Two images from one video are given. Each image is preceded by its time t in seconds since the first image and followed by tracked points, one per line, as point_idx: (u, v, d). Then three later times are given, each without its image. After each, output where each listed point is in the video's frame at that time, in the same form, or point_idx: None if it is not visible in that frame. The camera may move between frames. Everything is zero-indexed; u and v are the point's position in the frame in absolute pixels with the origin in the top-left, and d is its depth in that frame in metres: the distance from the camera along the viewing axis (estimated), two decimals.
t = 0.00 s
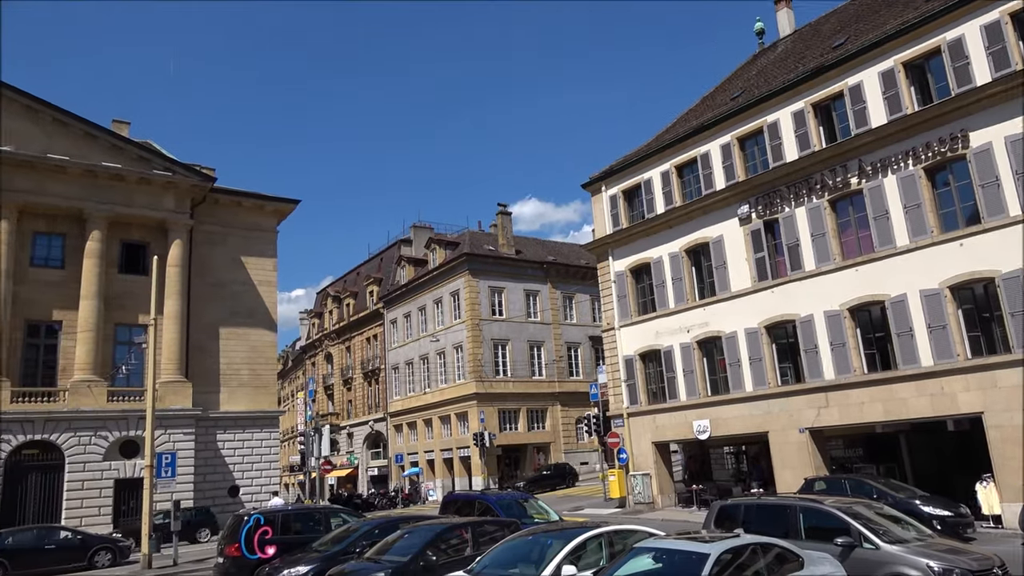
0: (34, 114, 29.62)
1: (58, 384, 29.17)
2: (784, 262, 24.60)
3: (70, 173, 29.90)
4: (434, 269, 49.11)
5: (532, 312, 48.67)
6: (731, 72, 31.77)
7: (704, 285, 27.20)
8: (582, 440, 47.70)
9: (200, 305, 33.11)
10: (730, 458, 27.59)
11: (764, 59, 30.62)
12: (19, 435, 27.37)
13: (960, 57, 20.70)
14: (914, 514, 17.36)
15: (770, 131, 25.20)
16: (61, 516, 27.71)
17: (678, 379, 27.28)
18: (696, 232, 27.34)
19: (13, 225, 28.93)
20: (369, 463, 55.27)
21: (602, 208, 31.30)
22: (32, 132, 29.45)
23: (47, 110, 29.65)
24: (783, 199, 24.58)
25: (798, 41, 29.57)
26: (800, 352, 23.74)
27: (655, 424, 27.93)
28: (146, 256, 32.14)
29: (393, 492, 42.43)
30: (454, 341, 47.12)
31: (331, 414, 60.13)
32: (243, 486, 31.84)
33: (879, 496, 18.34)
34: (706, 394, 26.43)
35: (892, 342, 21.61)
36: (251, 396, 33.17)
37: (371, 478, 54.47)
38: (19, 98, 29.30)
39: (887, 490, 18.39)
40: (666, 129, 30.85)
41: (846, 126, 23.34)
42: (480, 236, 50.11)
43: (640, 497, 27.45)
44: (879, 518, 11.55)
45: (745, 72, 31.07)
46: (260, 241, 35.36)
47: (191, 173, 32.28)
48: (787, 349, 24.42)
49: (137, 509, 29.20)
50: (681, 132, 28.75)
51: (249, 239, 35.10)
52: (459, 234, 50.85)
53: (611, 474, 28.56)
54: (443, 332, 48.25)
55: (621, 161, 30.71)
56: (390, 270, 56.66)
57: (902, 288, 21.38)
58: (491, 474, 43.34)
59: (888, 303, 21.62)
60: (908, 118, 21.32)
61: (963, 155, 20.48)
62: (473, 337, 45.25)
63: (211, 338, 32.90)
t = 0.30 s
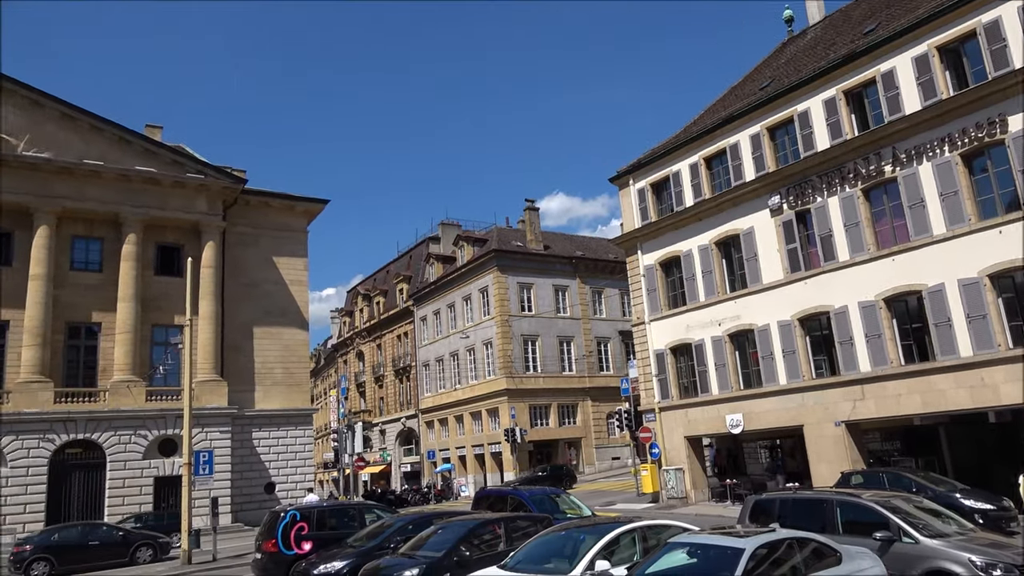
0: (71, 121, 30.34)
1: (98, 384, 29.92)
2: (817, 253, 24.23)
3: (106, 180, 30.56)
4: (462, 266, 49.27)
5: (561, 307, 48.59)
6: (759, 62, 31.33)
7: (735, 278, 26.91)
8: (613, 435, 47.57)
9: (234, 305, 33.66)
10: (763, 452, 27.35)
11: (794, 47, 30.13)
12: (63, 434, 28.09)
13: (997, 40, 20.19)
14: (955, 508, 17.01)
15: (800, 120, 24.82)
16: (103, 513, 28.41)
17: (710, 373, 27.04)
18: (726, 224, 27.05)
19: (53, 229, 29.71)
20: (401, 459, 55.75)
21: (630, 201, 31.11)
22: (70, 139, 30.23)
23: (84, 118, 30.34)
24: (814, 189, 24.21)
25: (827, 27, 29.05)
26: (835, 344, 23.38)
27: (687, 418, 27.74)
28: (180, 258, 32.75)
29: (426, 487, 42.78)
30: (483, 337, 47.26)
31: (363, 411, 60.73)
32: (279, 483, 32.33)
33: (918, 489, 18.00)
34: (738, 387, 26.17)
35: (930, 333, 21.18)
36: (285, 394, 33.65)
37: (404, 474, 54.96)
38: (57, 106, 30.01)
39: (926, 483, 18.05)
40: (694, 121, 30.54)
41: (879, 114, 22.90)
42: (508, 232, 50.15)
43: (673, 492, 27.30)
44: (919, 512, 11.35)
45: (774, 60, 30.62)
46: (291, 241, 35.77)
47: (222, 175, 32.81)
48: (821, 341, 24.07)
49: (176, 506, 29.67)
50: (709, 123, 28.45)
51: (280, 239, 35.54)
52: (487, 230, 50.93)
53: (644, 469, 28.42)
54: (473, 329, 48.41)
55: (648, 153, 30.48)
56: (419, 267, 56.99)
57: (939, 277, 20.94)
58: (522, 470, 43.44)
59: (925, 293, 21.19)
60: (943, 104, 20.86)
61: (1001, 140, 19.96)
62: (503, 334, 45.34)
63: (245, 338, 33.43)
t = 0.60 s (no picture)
0: (111, 129, 31.07)
1: (142, 385, 30.66)
2: (855, 243, 23.77)
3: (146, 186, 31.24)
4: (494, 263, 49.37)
5: (594, 302, 48.41)
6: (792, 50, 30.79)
7: (770, 270, 26.53)
8: (648, 430, 47.31)
9: (271, 306, 34.22)
10: (802, 447, 26.81)
11: (828, 34, 29.55)
12: (109, 433, 28.84)
13: None
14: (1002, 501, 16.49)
15: (836, 108, 24.36)
16: (149, 510, 29.12)
17: (746, 367, 26.72)
18: (760, 215, 26.68)
19: (96, 235, 30.52)
20: (437, 456, 56.19)
21: (662, 194, 30.87)
22: (110, 146, 30.96)
23: (123, 126, 31.03)
24: (851, 178, 23.75)
25: (863, 12, 28.43)
26: (876, 336, 22.93)
27: (724, 412, 27.46)
28: (218, 260, 33.38)
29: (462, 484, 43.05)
30: (517, 334, 47.32)
31: (399, 408, 61.29)
32: (317, 480, 32.80)
33: (964, 483, 17.52)
34: (776, 381, 25.82)
35: (974, 323, 20.66)
36: (322, 392, 34.11)
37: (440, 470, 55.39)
38: (98, 114, 30.73)
39: (972, 477, 17.53)
40: (726, 111, 30.15)
41: (917, 99, 22.36)
42: (540, 228, 50.13)
43: (710, 487, 27.06)
44: (966, 506, 11.07)
45: (808, 48, 30.07)
46: (325, 241, 36.19)
47: (257, 178, 33.35)
48: (861, 332, 23.62)
49: (218, 504, 30.27)
50: (742, 113, 28.06)
51: (315, 240, 36.00)
52: (518, 227, 50.95)
53: (680, 464, 28.21)
54: (506, 325, 48.50)
55: (680, 146, 30.21)
56: (451, 265, 57.29)
57: (982, 265, 20.39)
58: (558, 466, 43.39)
59: (968, 282, 20.67)
60: (984, 88, 20.29)
61: None
62: (536, 330, 45.35)
63: (282, 338, 33.97)
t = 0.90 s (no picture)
0: (142, 131, 31.61)
1: (173, 382, 31.18)
2: (886, 237, 23.36)
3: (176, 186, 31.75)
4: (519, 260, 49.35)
5: (619, 299, 48.19)
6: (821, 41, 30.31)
7: (799, 265, 26.18)
8: (675, 427, 47.08)
9: (298, 304, 34.61)
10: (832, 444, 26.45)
11: (858, 25, 29.05)
12: (142, 430, 29.39)
13: None
14: None
15: (865, 100, 23.95)
16: (180, 505, 29.60)
17: (775, 364, 26.42)
18: (789, 210, 26.32)
19: (128, 235, 31.11)
20: (463, 452, 56.45)
21: (688, 189, 30.62)
22: (141, 148, 31.50)
23: (153, 127, 31.54)
24: (882, 171, 23.34)
25: (894, 2, 27.89)
26: (907, 332, 22.53)
27: (751, 410, 27.19)
28: (247, 259, 33.83)
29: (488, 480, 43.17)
30: (542, 331, 47.30)
31: (425, 405, 61.64)
32: (345, 476, 33.12)
33: (998, 481, 17.03)
34: (805, 377, 25.50)
35: (1009, 318, 20.20)
36: (349, 389, 34.42)
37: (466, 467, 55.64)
38: (128, 117, 31.24)
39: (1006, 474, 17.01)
40: (753, 105, 29.79)
41: (950, 90, 21.90)
42: (564, 225, 50.00)
43: (738, 484, 26.86)
44: (1001, 505, 10.85)
45: (837, 39, 29.58)
46: (352, 240, 36.47)
47: (284, 177, 33.72)
48: (893, 328, 23.23)
49: (248, 499, 30.70)
50: (769, 106, 27.70)
51: (341, 238, 36.30)
52: (543, 224, 50.87)
53: (708, 461, 28.03)
54: (531, 322, 48.48)
55: (706, 141, 29.93)
56: (477, 262, 57.42)
57: (1018, 260, 19.93)
58: (584, 463, 43.33)
59: (1003, 276, 20.21)
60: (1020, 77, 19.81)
61: None
62: (561, 327, 45.27)
63: (309, 335, 34.34)
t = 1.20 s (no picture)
0: (164, 132, 31.97)
1: (196, 380, 31.52)
2: (909, 232, 23.05)
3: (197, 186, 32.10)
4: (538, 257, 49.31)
5: (639, 296, 47.98)
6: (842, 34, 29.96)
7: (821, 261, 25.90)
8: (695, 424, 46.85)
9: (318, 302, 34.84)
10: (855, 441, 26.16)
11: (880, 17, 28.68)
12: (166, 427, 29.77)
13: None
14: None
15: (888, 93, 23.64)
16: (204, 501, 29.94)
17: (796, 360, 26.18)
18: (810, 205, 26.05)
19: (151, 235, 31.50)
20: (483, 450, 56.56)
21: (708, 185, 30.41)
22: (163, 149, 31.86)
23: (175, 128, 31.90)
24: (905, 165, 23.03)
25: None
26: (932, 328, 22.23)
27: (773, 407, 26.98)
28: (267, 257, 34.12)
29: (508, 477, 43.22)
30: (561, 328, 47.23)
31: (444, 402, 61.83)
32: (366, 473, 33.32)
33: None
34: (827, 374, 25.25)
35: None
36: (369, 387, 34.61)
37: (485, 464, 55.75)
38: (150, 118, 31.61)
39: None
40: (773, 100, 29.51)
41: (975, 82, 21.56)
42: (583, 222, 49.88)
43: (760, 482, 26.71)
44: None
45: (859, 32, 29.22)
46: (371, 238, 36.64)
47: (303, 176, 33.95)
48: (917, 324, 22.93)
49: (270, 496, 30.99)
50: (790, 100, 27.43)
51: (361, 236, 36.49)
52: (561, 221, 50.78)
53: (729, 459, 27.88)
54: (550, 320, 48.41)
55: (726, 136, 29.71)
56: (495, 260, 57.47)
57: None
58: (603, 460, 43.24)
59: None
60: None
61: None
62: (580, 324, 45.18)
63: (329, 333, 34.57)
